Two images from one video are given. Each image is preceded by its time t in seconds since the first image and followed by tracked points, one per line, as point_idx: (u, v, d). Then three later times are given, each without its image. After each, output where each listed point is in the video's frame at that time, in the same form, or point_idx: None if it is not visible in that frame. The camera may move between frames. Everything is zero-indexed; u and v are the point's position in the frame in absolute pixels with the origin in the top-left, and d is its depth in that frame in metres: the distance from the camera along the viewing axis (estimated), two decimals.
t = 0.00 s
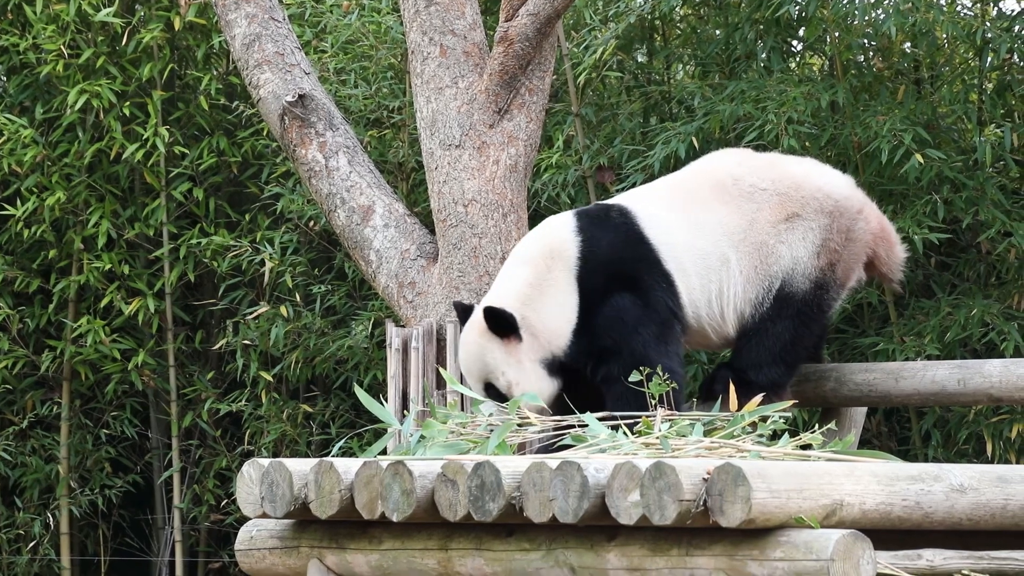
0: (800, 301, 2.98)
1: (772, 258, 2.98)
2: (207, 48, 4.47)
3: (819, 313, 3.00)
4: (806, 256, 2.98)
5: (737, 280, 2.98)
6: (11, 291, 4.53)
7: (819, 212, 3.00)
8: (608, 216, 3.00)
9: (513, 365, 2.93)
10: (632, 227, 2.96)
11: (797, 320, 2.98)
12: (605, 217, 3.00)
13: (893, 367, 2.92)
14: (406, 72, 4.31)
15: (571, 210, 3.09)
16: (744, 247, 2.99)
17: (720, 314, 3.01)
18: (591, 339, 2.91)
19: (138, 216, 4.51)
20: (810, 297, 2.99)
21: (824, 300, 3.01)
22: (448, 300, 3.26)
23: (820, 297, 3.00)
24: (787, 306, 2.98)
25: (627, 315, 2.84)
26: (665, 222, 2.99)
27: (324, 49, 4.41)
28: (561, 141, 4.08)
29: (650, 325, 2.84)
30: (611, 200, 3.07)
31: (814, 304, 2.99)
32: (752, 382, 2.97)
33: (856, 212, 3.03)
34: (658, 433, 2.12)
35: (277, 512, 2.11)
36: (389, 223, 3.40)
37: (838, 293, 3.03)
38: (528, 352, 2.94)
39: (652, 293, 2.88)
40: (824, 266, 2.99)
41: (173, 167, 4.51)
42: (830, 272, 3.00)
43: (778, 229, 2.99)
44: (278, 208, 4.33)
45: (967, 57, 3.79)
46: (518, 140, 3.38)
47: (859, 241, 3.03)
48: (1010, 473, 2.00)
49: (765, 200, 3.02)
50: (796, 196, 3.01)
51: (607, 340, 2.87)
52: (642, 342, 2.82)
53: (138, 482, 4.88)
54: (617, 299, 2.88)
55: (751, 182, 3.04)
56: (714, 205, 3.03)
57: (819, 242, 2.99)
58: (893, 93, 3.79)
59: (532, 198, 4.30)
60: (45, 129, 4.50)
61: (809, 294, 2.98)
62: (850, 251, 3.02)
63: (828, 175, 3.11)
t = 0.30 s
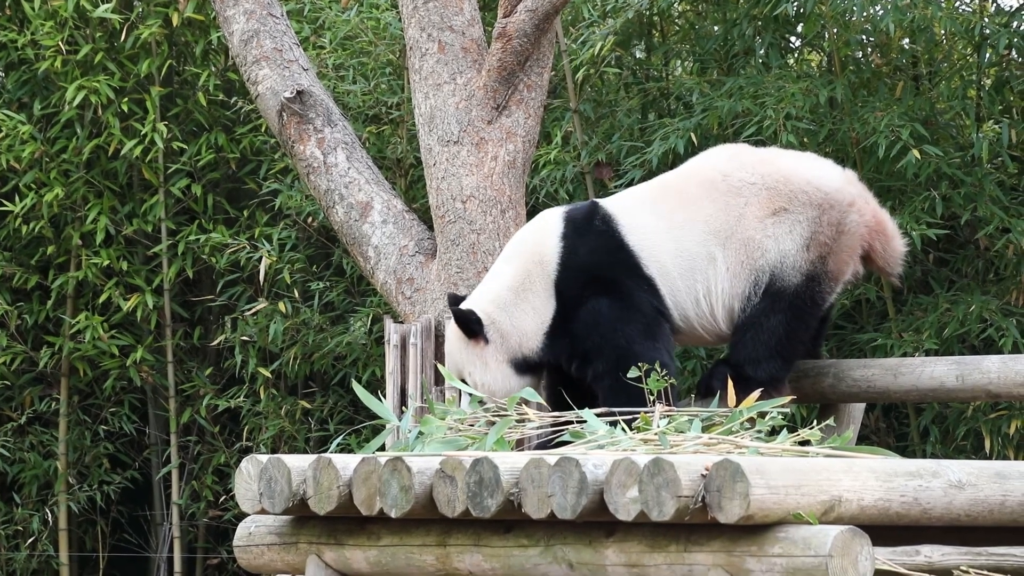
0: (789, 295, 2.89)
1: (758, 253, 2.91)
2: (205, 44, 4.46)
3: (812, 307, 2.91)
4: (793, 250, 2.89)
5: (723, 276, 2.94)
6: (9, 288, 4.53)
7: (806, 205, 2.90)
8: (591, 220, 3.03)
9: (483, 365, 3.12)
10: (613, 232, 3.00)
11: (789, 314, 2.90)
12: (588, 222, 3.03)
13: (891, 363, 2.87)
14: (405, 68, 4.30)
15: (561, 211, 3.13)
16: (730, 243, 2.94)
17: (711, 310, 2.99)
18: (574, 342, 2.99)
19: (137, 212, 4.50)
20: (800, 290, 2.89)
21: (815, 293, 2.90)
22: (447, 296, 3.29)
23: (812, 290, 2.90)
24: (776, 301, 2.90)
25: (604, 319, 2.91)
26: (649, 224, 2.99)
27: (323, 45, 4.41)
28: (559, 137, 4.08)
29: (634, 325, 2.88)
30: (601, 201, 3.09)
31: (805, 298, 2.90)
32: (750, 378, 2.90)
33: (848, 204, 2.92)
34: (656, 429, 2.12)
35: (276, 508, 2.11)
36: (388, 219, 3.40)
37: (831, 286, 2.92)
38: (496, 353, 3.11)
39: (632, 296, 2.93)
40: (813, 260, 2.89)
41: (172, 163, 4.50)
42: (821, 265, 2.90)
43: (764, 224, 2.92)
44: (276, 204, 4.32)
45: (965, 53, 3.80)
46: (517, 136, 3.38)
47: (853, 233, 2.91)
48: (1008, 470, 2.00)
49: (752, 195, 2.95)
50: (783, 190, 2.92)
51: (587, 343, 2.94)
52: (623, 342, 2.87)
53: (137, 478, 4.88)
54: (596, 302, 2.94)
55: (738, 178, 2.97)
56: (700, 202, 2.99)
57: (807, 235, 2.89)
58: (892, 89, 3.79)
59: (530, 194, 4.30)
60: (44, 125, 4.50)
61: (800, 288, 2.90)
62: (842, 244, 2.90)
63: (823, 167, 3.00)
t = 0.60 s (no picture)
0: (774, 288, 2.80)
1: (738, 246, 2.85)
2: (205, 41, 4.46)
3: (802, 301, 2.80)
4: (774, 243, 2.80)
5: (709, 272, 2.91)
6: (8, 285, 4.53)
7: (788, 197, 2.81)
8: (580, 217, 3.10)
9: (470, 354, 3.27)
10: (598, 230, 3.06)
11: (777, 308, 2.80)
12: (576, 220, 3.10)
13: (890, 361, 2.86)
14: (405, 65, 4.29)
15: (558, 206, 3.19)
16: (712, 238, 2.91)
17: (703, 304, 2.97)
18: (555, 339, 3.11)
19: (136, 209, 4.50)
20: (785, 283, 2.79)
21: (804, 285, 2.78)
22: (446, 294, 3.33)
23: (799, 283, 2.78)
24: (761, 295, 2.81)
25: (580, 317, 3.02)
26: (635, 222, 3.02)
27: (322, 42, 4.41)
28: (559, 134, 4.08)
29: (609, 322, 2.98)
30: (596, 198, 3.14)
31: (793, 291, 2.79)
32: (749, 374, 2.81)
33: (833, 195, 2.80)
34: (656, 426, 2.12)
35: (275, 505, 2.11)
36: (387, 217, 3.40)
37: (821, 278, 2.79)
38: (481, 343, 3.26)
39: (610, 293, 3.01)
40: (796, 252, 2.78)
41: (171, 161, 4.50)
42: (806, 257, 2.78)
43: (745, 217, 2.85)
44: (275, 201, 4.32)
45: (965, 50, 3.79)
46: (516, 134, 3.37)
47: (838, 225, 2.79)
48: (1008, 467, 2.00)
49: (734, 188, 2.89)
50: (765, 182, 2.85)
51: (565, 341, 3.06)
52: (598, 339, 2.98)
53: (136, 475, 4.88)
54: (575, 300, 3.05)
55: (722, 172, 2.92)
56: (685, 198, 2.96)
57: (786, 227, 2.79)
58: (891, 87, 3.78)
59: (530, 192, 4.30)
60: (43, 123, 4.49)
61: (787, 281, 2.79)
62: (828, 236, 2.78)
63: (814, 159, 2.90)
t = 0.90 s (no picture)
0: (772, 287, 2.77)
1: (733, 245, 2.83)
2: (204, 40, 4.45)
3: (800, 299, 2.77)
4: (769, 241, 2.78)
5: (705, 270, 2.89)
6: (8, 284, 4.53)
7: (783, 194, 2.78)
8: (572, 210, 3.13)
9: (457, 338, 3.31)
10: (588, 223, 3.08)
11: (775, 306, 2.77)
12: (568, 211, 3.13)
13: (890, 360, 2.84)
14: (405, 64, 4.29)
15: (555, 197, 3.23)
16: (706, 236, 2.89)
17: (700, 303, 2.95)
18: (536, 331, 3.14)
19: (136, 208, 4.50)
20: (782, 282, 2.76)
21: (802, 283, 2.76)
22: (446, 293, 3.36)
23: (797, 281, 2.76)
24: (758, 293, 2.79)
25: (560, 310, 3.06)
26: (629, 220, 3.01)
27: (321, 41, 4.41)
28: (558, 133, 4.08)
29: (586, 318, 3.01)
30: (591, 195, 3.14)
31: (791, 288, 2.76)
32: (749, 373, 2.78)
33: (827, 191, 2.77)
34: (655, 425, 2.12)
35: (275, 504, 2.12)
36: (386, 216, 3.40)
37: (818, 275, 2.77)
38: (466, 327, 3.29)
39: (589, 287, 3.03)
40: (792, 249, 2.75)
41: (171, 160, 4.50)
42: (802, 254, 2.76)
43: (739, 216, 2.83)
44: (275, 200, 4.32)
45: (964, 49, 3.79)
46: (515, 133, 3.37)
47: (834, 222, 2.76)
48: (1007, 467, 2.00)
49: (728, 186, 2.86)
50: (759, 179, 2.82)
51: (545, 333, 3.10)
52: (574, 334, 3.01)
53: (136, 474, 4.88)
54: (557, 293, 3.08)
55: (715, 170, 2.90)
56: (679, 197, 2.94)
57: (781, 224, 2.76)
58: (891, 86, 3.78)
59: (529, 191, 4.30)
60: (43, 121, 4.49)
61: (783, 279, 2.76)
62: (824, 232, 2.76)
63: (807, 155, 2.87)
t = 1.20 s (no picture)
0: (767, 285, 2.73)
1: (724, 246, 2.80)
2: (204, 41, 4.45)
3: (797, 296, 2.73)
4: (761, 240, 2.75)
5: (697, 271, 2.86)
6: (7, 285, 4.53)
7: (772, 193, 2.77)
8: (554, 220, 3.10)
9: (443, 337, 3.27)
10: (566, 238, 3.06)
11: (772, 304, 2.73)
12: (549, 220, 3.10)
13: (889, 360, 2.82)
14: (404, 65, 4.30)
15: (544, 201, 3.19)
16: (696, 237, 2.86)
17: (693, 304, 2.92)
18: (485, 345, 3.14)
19: (135, 208, 4.50)
20: (778, 279, 2.72)
21: (798, 281, 2.72)
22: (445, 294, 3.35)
23: (793, 278, 2.72)
24: (753, 293, 2.75)
25: (512, 334, 3.06)
26: (616, 224, 2.99)
27: (321, 42, 4.41)
28: (558, 133, 4.08)
29: (528, 347, 3.03)
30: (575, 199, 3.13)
31: (787, 286, 2.72)
32: (748, 373, 2.74)
33: (818, 187, 2.76)
34: (655, 426, 2.12)
35: (275, 505, 2.12)
36: (386, 216, 3.40)
37: (814, 272, 2.74)
38: (448, 327, 3.24)
39: (542, 316, 3.04)
40: (786, 247, 2.72)
41: (170, 160, 4.50)
42: (797, 252, 2.73)
43: (729, 216, 2.81)
44: (275, 201, 4.32)
45: (964, 50, 3.79)
46: (515, 133, 3.37)
47: (825, 218, 2.74)
48: (1005, 467, 2.00)
49: (717, 187, 2.85)
50: (749, 179, 2.81)
51: (490, 352, 3.12)
52: (512, 361, 3.04)
53: (135, 474, 4.88)
54: (515, 314, 3.07)
55: (703, 172, 2.89)
56: (667, 198, 2.92)
57: (773, 222, 2.74)
58: (891, 86, 3.78)
59: (529, 191, 4.31)
60: (42, 122, 4.49)
61: (780, 276, 2.72)
62: (817, 228, 2.74)
63: (796, 155, 2.86)
